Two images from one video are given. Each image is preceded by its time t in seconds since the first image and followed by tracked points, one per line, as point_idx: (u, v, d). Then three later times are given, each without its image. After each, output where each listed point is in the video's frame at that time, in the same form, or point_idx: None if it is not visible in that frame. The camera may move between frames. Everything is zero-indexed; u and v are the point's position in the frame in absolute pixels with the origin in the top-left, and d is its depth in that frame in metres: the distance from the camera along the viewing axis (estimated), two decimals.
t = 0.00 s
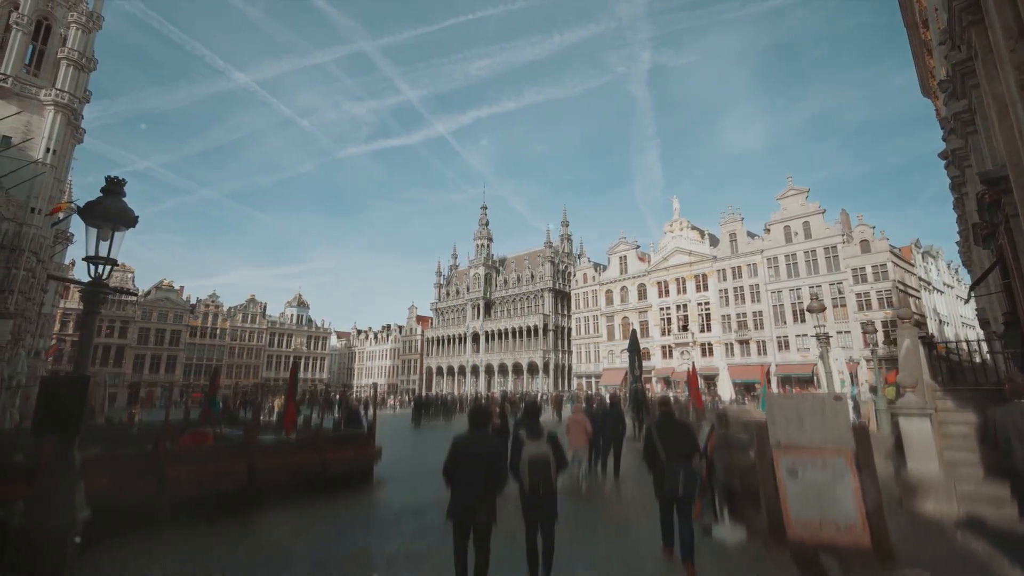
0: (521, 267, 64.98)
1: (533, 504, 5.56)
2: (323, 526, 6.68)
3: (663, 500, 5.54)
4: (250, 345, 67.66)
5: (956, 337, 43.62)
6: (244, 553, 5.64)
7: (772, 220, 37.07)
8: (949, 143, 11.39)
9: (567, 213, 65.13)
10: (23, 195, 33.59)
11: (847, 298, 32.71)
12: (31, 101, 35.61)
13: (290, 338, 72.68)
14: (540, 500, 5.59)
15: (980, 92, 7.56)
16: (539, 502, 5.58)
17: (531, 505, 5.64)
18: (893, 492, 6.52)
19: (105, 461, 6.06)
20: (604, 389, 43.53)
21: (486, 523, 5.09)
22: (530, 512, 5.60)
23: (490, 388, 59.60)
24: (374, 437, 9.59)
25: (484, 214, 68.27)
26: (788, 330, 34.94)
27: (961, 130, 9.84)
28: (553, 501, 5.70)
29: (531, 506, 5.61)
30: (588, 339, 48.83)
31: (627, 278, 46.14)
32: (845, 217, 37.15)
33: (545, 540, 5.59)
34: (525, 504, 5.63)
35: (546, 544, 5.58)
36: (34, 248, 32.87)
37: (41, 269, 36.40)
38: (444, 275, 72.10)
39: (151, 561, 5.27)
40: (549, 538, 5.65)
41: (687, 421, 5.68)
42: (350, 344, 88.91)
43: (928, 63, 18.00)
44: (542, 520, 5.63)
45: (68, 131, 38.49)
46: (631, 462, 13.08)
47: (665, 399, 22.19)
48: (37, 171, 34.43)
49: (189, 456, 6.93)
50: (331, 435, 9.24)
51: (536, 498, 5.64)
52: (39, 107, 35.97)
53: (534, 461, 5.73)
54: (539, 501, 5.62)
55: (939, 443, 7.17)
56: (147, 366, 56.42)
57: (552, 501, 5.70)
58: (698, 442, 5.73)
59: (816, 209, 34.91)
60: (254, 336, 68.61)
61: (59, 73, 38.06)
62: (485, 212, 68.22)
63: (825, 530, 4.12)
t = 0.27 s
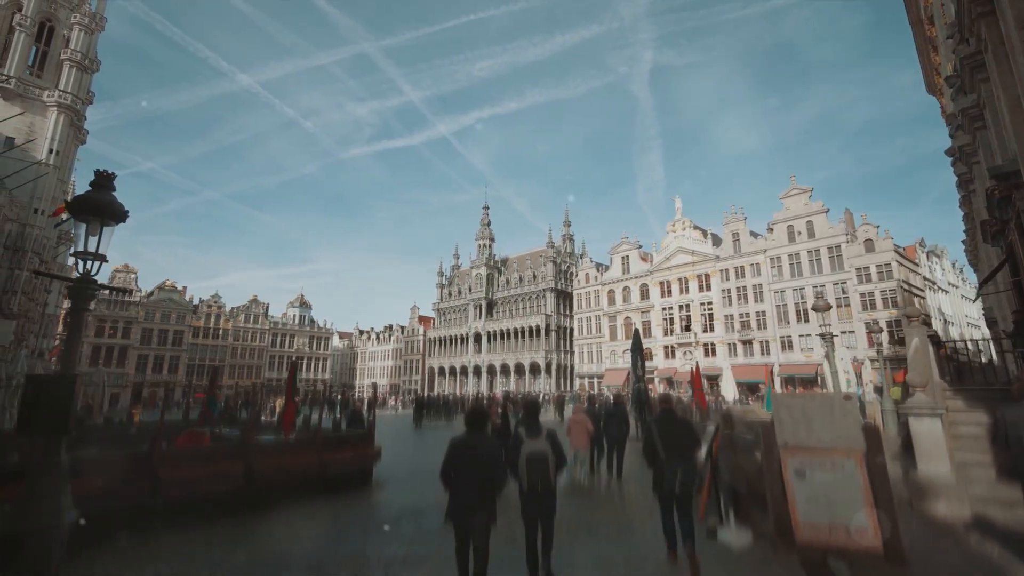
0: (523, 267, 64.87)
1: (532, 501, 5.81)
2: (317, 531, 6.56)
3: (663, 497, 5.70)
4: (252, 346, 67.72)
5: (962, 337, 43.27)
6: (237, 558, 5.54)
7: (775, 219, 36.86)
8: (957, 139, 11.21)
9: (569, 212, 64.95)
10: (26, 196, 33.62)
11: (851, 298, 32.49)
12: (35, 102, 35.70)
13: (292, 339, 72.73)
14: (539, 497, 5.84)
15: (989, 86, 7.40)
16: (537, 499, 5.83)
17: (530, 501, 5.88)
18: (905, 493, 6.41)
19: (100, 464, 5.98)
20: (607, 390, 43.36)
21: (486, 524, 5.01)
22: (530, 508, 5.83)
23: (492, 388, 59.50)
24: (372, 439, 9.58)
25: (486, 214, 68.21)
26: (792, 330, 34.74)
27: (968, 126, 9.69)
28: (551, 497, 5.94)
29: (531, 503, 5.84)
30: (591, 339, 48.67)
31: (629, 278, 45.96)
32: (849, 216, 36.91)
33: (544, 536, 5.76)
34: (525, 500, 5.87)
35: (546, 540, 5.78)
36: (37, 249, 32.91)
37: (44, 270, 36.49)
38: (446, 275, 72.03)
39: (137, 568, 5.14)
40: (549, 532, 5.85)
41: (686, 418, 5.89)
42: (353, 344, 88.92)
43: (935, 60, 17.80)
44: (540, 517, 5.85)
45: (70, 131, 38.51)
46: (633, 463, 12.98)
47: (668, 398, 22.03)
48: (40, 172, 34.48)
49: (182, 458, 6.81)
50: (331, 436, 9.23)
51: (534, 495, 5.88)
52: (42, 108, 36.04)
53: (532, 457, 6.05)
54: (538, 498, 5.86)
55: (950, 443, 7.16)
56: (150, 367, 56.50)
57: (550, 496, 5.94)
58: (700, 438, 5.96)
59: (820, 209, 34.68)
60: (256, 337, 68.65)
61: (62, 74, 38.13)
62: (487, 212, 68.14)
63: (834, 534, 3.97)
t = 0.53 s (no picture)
0: (526, 268, 64.75)
1: (533, 500, 5.68)
2: (314, 534, 6.43)
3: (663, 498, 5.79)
4: (255, 346, 67.78)
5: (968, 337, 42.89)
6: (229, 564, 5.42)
7: (779, 219, 36.61)
8: (967, 134, 10.98)
9: (572, 212, 64.78)
10: (30, 197, 33.75)
11: (856, 297, 32.22)
12: (39, 103, 35.85)
13: (295, 339, 72.77)
14: (539, 496, 5.73)
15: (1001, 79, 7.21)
16: (538, 498, 5.71)
17: (530, 501, 5.76)
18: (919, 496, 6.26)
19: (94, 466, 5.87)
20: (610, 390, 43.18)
21: (484, 528, 4.96)
22: (530, 508, 5.71)
23: (495, 389, 59.35)
24: (372, 440, 9.51)
25: (489, 215, 68.15)
26: (796, 330, 34.48)
27: (978, 121, 9.49)
28: (552, 496, 5.84)
29: (531, 502, 5.72)
30: (594, 339, 48.46)
31: (632, 278, 45.76)
32: (854, 215, 36.63)
33: (545, 537, 5.65)
34: (525, 499, 5.76)
35: (547, 541, 5.69)
36: (41, 250, 33.03)
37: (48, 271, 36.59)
38: (448, 276, 71.99)
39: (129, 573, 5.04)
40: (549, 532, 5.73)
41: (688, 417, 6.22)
42: (355, 345, 88.96)
43: (942, 56, 17.57)
44: (540, 517, 5.74)
45: (74, 133, 38.63)
46: (637, 464, 12.82)
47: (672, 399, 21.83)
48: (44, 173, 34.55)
49: (178, 460, 6.69)
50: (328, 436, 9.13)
51: (535, 494, 5.75)
52: (46, 110, 36.17)
53: (532, 455, 5.95)
54: (539, 497, 5.74)
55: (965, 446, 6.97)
56: (154, 367, 56.67)
57: (550, 496, 5.83)
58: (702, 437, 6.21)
59: (824, 208, 34.42)
60: (259, 337, 68.72)
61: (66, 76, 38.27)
62: (490, 212, 68.07)
63: (846, 541, 3.83)
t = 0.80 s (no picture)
0: (528, 268, 64.63)
1: (534, 501, 5.62)
2: (311, 538, 6.27)
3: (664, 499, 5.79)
4: (259, 347, 67.87)
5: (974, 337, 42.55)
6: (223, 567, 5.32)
7: (783, 218, 36.39)
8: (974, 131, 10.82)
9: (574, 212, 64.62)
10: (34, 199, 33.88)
11: (861, 297, 31.97)
12: (44, 105, 35.95)
13: (298, 340, 72.83)
14: (541, 496, 5.66)
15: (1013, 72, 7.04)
16: (539, 499, 5.64)
17: (531, 501, 5.69)
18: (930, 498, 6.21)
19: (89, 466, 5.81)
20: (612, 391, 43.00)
21: (485, 528, 5.12)
22: (531, 509, 5.67)
23: (497, 390, 59.26)
24: (372, 440, 9.46)
25: (491, 215, 68.07)
26: (800, 330, 34.26)
27: (987, 117, 9.32)
28: (553, 497, 5.76)
29: (532, 503, 5.67)
30: (596, 340, 48.29)
31: (635, 278, 45.57)
32: (858, 214, 36.40)
33: (545, 538, 5.63)
34: (526, 501, 5.69)
35: (547, 542, 5.68)
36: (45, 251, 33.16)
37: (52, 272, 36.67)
38: (451, 276, 71.94)
39: None
40: (550, 532, 5.72)
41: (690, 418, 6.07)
42: (358, 345, 89.00)
43: (949, 53, 17.36)
44: (540, 518, 5.70)
45: (78, 134, 38.76)
46: (640, 465, 12.69)
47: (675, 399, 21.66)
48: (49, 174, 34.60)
49: (174, 461, 6.60)
50: (327, 437, 9.02)
51: (536, 495, 5.68)
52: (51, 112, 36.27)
53: (533, 457, 5.81)
54: (541, 497, 5.66)
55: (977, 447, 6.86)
56: (158, 368, 56.83)
57: (552, 496, 5.76)
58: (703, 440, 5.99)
59: (828, 207, 34.19)
60: (262, 338, 68.80)
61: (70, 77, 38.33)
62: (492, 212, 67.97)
63: (857, 546, 3.76)
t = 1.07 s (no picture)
0: (531, 268, 64.47)
1: (536, 506, 5.49)
2: (307, 544, 6.12)
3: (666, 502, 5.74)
4: (263, 348, 68.00)
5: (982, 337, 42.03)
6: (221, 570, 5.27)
7: (788, 218, 36.11)
8: (986, 126, 10.56)
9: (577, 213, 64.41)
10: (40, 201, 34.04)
11: (867, 297, 31.64)
12: (49, 108, 36.13)
13: (302, 341, 72.95)
14: (543, 500, 5.55)
15: None
16: (541, 503, 5.53)
17: (532, 505, 5.57)
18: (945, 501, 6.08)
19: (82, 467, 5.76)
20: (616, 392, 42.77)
21: (485, 528, 5.20)
22: (533, 513, 5.55)
23: (500, 390, 59.10)
24: (372, 441, 9.35)
25: (494, 215, 67.98)
26: (806, 330, 33.98)
27: (999, 112, 9.10)
28: (555, 501, 5.64)
29: (533, 508, 5.53)
30: (600, 340, 48.07)
31: (638, 278, 45.33)
32: (864, 213, 36.03)
33: (545, 543, 5.56)
34: (527, 505, 5.57)
35: (547, 546, 5.60)
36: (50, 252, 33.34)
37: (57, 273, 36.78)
38: (454, 277, 71.88)
39: None
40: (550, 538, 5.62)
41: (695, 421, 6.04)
42: (362, 346, 89.04)
43: (958, 49, 17.11)
44: (542, 523, 5.58)
45: (83, 136, 38.95)
46: (645, 467, 12.50)
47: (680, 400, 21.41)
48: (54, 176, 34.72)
49: (169, 464, 6.52)
50: (326, 438, 8.91)
51: (538, 500, 5.55)
52: (56, 114, 36.45)
53: (537, 461, 5.68)
54: (543, 501, 5.54)
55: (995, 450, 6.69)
56: (162, 369, 57.06)
57: (554, 499, 5.65)
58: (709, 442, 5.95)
59: (834, 206, 33.88)
60: (266, 339, 68.92)
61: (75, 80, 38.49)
62: (495, 213, 67.85)
63: (872, 551, 3.73)
